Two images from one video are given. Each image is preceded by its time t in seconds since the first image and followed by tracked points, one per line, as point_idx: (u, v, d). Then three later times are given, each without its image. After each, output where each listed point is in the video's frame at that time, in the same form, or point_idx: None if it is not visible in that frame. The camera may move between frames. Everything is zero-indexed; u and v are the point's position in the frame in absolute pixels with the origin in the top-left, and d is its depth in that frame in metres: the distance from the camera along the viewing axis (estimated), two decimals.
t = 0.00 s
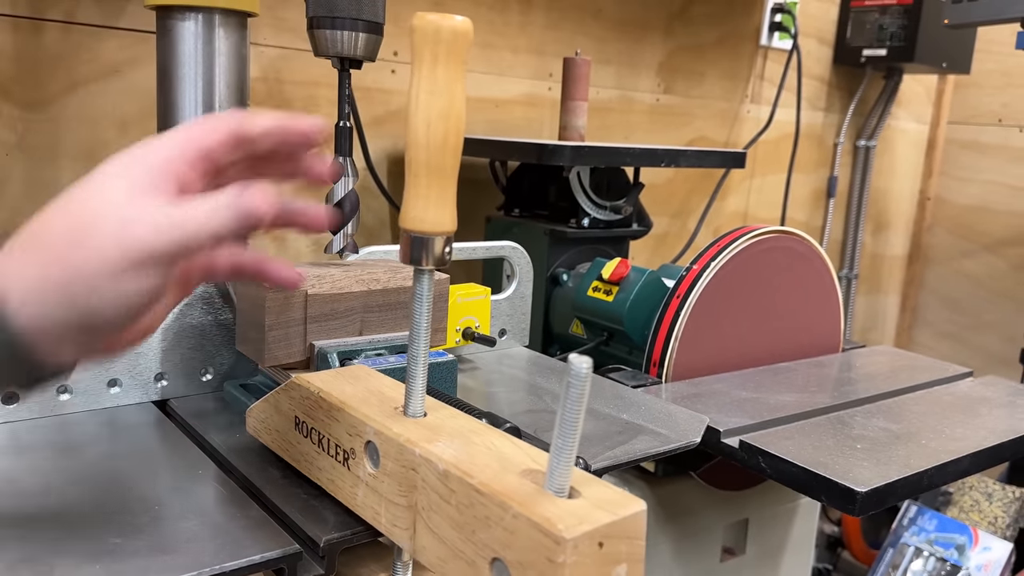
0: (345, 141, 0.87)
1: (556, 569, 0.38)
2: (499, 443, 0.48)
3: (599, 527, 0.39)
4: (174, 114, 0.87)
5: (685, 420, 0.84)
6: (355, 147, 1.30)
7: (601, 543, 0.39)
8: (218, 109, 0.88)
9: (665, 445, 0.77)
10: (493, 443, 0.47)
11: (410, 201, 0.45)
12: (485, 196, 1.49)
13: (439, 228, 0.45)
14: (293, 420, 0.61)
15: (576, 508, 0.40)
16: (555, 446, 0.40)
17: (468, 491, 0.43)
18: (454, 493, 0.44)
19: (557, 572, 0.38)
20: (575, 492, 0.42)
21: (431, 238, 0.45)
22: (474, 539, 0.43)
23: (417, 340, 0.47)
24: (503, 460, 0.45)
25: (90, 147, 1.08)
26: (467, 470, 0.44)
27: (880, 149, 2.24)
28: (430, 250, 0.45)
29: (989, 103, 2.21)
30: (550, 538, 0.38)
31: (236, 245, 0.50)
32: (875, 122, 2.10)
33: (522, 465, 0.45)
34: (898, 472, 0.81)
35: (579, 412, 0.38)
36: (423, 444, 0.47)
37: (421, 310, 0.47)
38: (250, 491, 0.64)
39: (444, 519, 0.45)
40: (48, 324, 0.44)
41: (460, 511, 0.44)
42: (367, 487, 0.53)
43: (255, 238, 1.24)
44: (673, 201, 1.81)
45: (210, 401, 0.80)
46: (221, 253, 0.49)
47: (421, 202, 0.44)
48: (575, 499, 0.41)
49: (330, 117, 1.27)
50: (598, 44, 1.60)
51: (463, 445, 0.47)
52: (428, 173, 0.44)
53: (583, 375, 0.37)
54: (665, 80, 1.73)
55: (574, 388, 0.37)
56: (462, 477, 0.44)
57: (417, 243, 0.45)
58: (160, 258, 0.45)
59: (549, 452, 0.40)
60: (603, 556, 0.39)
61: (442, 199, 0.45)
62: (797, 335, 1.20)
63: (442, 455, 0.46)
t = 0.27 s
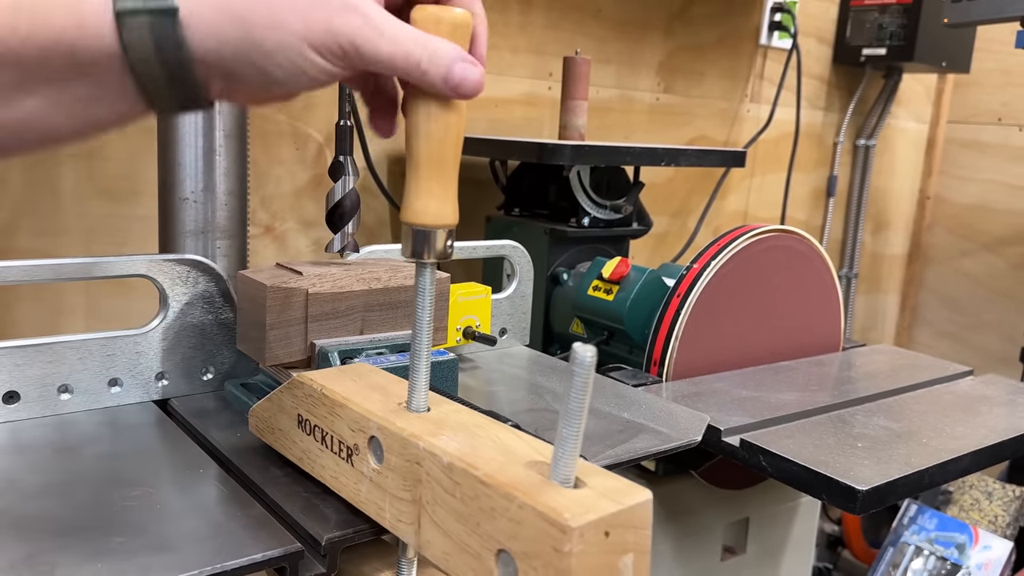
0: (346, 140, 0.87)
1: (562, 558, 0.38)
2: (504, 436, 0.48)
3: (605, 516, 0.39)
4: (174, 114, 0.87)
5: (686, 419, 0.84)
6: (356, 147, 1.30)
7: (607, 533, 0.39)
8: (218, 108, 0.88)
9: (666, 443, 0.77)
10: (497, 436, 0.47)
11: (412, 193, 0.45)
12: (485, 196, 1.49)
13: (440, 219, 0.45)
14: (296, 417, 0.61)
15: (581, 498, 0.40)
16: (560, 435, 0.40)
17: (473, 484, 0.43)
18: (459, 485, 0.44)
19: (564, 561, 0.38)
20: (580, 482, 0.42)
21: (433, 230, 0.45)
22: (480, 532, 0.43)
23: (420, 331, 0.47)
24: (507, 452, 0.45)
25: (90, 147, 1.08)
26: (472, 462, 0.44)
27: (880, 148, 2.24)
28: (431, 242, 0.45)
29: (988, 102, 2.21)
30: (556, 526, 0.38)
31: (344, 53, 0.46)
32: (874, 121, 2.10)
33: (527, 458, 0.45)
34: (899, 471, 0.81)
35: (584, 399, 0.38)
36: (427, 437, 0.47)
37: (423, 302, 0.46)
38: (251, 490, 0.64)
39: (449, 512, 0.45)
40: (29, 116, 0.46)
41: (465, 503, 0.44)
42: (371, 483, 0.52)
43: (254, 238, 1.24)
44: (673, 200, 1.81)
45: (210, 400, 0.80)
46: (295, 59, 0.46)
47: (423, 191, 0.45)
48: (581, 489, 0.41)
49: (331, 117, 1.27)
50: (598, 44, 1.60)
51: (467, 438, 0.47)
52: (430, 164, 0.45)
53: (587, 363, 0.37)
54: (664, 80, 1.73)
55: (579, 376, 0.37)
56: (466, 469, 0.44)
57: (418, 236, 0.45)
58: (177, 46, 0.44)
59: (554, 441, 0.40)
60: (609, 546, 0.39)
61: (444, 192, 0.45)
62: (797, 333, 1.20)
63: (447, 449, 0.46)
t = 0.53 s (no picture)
0: (345, 139, 0.87)
1: (564, 562, 0.38)
2: (505, 438, 0.48)
3: (607, 520, 0.39)
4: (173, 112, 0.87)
5: (684, 418, 0.84)
6: (355, 147, 1.30)
7: (609, 537, 0.39)
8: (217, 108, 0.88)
9: (666, 442, 0.77)
10: (497, 438, 0.48)
11: (414, 198, 0.45)
12: (484, 196, 1.49)
13: (441, 223, 0.45)
14: (295, 419, 0.61)
15: (583, 502, 0.40)
16: (563, 440, 0.40)
17: (474, 487, 0.43)
18: (460, 489, 0.44)
19: (566, 565, 0.38)
20: (582, 487, 0.42)
21: (435, 234, 0.45)
22: (481, 536, 0.43)
23: (420, 330, 0.47)
24: (508, 455, 0.45)
25: (89, 147, 1.08)
26: (473, 465, 0.44)
27: (879, 147, 2.24)
28: (433, 246, 0.45)
29: (987, 101, 2.22)
30: (558, 531, 0.38)
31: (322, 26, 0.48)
32: (873, 120, 2.11)
33: (528, 461, 0.45)
34: (896, 469, 0.81)
35: (588, 405, 0.38)
36: (429, 441, 0.47)
37: (424, 308, 0.46)
38: (251, 491, 0.64)
39: (450, 515, 0.45)
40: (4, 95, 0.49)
41: (466, 506, 0.44)
42: (371, 485, 0.53)
43: (254, 238, 1.24)
44: (672, 199, 1.81)
45: (210, 400, 0.80)
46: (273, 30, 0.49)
47: (425, 194, 0.45)
48: (583, 493, 0.41)
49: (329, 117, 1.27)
50: (597, 44, 1.60)
51: (469, 441, 0.47)
52: (431, 167, 0.45)
53: (591, 370, 0.37)
54: (663, 80, 1.73)
55: (583, 383, 0.38)
56: (467, 473, 0.44)
57: (420, 240, 0.45)
58: (153, 20, 0.47)
59: (557, 446, 0.40)
60: (610, 550, 0.39)
61: (446, 195, 0.45)
62: (795, 332, 1.20)
63: (449, 452, 0.46)
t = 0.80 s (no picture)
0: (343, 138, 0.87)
1: (570, 571, 0.38)
2: (509, 443, 0.48)
3: (612, 529, 0.39)
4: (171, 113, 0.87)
5: (683, 417, 0.84)
6: (353, 146, 1.29)
7: (615, 546, 0.39)
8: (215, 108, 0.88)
9: (664, 440, 0.77)
10: (503, 444, 0.48)
11: (416, 200, 0.45)
12: (482, 196, 1.49)
13: (443, 226, 0.45)
14: (297, 422, 0.61)
15: (588, 510, 0.40)
16: (570, 448, 0.40)
17: (479, 492, 0.43)
18: (464, 494, 0.44)
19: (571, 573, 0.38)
20: (587, 493, 0.42)
21: (437, 236, 0.45)
22: (485, 542, 0.43)
23: (424, 336, 0.46)
24: (512, 460, 0.46)
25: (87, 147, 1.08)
26: (478, 471, 0.44)
27: (878, 146, 2.24)
28: (434, 248, 0.45)
29: (986, 100, 2.22)
30: (564, 540, 0.38)
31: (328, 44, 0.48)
32: (872, 119, 2.11)
33: (532, 467, 0.45)
34: (897, 468, 0.81)
35: (594, 412, 0.38)
36: (432, 445, 0.47)
37: (428, 310, 0.46)
38: (251, 491, 0.64)
39: (454, 520, 0.45)
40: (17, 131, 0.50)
41: (471, 513, 0.44)
42: (374, 489, 0.53)
43: (252, 237, 1.24)
44: (671, 198, 1.82)
45: (208, 400, 0.80)
46: (284, 51, 0.49)
47: (427, 198, 0.45)
48: (588, 500, 0.41)
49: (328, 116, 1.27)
50: (596, 43, 1.60)
51: (473, 446, 0.47)
52: (433, 169, 0.45)
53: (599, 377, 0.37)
54: (662, 79, 1.73)
55: (590, 390, 0.37)
56: (471, 478, 0.44)
57: (423, 243, 0.45)
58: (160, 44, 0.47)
59: (562, 453, 0.40)
60: (616, 558, 0.39)
61: (448, 199, 0.45)
62: (794, 331, 1.20)
63: (452, 457, 0.46)
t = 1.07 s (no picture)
0: (342, 136, 0.87)
1: None
2: (504, 446, 0.48)
3: (604, 534, 0.39)
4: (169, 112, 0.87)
5: (683, 414, 0.84)
6: (351, 145, 1.29)
7: (607, 551, 0.39)
8: (213, 107, 0.88)
9: (664, 438, 0.77)
10: (496, 446, 0.48)
11: (405, 206, 0.45)
12: (481, 195, 1.49)
13: (433, 228, 0.45)
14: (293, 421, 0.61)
15: (580, 515, 0.40)
16: (561, 452, 0.40)
17: (472, 496, 0.43)
18: (458, 499, 0.44)
19: None
20: (580, 498, 0.42)
21: (429, 238, 0.45)
22: (478, 546, 0.43)
23: (416, 337, 0.47)
24: (507, 464, 0.46)
25: (86, 146, 1.08)
26: (470, 475, 0.44)
27: (876, 144, 2.24)
28: (426, 250, 0.45)
29: (984, 98, 2.22)
30: (555, 546, 0.38)
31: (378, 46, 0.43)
32: (870, 117, 2.10)
33: (526, 471, 0.45)
34: (894, 465, 0.81)
35: (585, 417, 0.38)
36: (426, 448, 0.47)
37: (419, 308, 0.46)
38: (250, 489, 0.64)
39: (447, 524, 0.45)
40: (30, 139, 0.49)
41: (464, 517, 0.44)
42: (369, 490, 0.53)
43: (251, 236, 1.24)
44: (670, 197, 1.82)
45: (208, 398, 0.80)
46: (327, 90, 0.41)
47: (416, 204, 0.45)
48: (580, 505, 0.41)
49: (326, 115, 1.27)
50: (594, 41, 1.60)
51: (468, 449, 0.47)
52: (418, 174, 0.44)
53: (589, 380, 0.37)
54: (660, 78, 1.73)
55: (581, 394, 0.37)
56: (465, 482, 0.44)
57: (413, 245, 0.45)
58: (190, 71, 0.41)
59: (554, 457, 0.40)
60: (608, 563, 0.39)
61: (438, 202, 0.45)
62: (793, 329, 1.20)
63: (445, 461, 0.46)
